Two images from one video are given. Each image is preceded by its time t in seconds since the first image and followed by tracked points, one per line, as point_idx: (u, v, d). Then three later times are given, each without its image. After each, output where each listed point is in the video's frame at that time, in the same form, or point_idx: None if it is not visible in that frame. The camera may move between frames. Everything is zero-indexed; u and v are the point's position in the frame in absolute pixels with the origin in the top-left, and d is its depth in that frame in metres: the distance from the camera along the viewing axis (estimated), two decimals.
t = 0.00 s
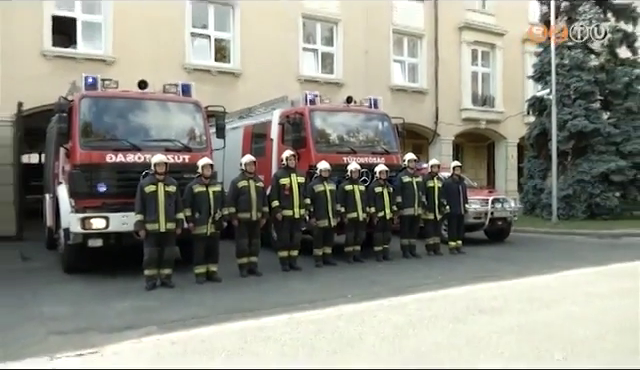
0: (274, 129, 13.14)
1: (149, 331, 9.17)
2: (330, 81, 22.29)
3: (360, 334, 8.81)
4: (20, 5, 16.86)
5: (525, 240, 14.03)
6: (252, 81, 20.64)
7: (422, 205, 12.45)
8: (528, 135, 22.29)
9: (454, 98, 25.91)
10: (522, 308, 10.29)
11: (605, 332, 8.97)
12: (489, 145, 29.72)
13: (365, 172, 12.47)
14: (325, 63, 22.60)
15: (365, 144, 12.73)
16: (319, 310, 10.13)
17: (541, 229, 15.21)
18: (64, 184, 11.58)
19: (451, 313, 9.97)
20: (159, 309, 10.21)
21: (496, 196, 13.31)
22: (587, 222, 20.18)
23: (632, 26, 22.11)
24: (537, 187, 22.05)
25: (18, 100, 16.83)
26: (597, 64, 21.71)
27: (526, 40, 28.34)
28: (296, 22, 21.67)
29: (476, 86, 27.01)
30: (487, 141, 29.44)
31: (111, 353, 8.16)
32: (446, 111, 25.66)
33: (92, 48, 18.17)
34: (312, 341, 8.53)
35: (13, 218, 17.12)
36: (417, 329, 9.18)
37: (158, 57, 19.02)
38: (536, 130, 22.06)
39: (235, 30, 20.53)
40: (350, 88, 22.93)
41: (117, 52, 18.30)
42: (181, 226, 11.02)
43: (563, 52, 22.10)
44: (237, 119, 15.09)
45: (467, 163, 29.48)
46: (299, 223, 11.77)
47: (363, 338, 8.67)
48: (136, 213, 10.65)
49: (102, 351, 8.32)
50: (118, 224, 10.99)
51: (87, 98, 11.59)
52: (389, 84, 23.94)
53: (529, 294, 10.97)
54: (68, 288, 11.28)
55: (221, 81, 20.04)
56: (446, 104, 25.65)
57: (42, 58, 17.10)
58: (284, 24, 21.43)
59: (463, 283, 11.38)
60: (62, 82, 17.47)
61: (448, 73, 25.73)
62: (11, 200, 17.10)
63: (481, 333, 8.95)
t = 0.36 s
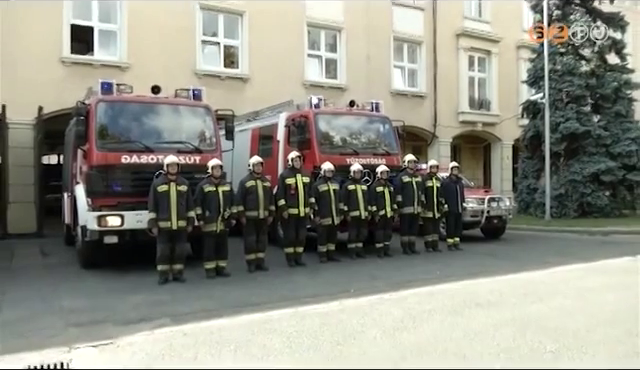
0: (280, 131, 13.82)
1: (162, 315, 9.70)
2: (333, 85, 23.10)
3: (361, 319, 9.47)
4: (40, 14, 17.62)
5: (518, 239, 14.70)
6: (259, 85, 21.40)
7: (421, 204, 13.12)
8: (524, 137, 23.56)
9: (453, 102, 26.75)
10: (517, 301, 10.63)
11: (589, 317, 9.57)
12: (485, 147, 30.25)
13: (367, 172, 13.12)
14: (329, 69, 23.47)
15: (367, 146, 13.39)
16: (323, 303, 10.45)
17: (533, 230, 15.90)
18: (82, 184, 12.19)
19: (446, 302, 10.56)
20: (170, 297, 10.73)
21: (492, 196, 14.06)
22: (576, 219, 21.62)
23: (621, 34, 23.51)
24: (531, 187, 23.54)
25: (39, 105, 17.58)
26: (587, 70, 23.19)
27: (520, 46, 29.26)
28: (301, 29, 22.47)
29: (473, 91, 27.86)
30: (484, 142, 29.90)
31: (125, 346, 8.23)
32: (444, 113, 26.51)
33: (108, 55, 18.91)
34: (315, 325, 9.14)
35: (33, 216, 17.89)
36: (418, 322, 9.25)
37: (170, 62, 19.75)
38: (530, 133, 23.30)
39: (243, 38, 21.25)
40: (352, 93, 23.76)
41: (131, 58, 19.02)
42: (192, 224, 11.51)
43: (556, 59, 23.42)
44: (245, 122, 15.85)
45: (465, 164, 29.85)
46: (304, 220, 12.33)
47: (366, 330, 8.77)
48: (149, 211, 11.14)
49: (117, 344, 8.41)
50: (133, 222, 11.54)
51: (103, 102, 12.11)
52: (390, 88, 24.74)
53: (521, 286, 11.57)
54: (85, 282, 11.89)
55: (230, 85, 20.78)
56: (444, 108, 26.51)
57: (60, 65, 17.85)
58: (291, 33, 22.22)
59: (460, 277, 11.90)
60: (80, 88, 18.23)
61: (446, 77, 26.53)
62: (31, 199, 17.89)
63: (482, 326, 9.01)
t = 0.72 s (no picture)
0: (284, 133, 14.33)
1: (174, 308, 10.18)
2: (335, 89, 23.61)
3: (362, 312, 9.93)
4: (55, 21, 18.17)
5: (514, 238, 15.22)
6: (264, 88, 21.90)
7: (420, 203, 13.64)
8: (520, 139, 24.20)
9: (451, 104, 27.30)
10: (511, 295, 11.08)
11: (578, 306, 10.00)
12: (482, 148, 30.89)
13: (368, 172, 13.62)
14: (331, 73, 23.99)
15: (369, 147, 13.89)
16: (325, 298, 10.91)
17: (528, 230, 16.43)
18: (93, 183, 12.70)
19: (444, 295, 11.01)
20: (180, 291, 11.22)
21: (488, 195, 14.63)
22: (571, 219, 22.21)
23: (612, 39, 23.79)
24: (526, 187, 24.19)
25: (53, 108, 18.12)
26: (580, 74, 23.73)
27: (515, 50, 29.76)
28: (303, 34, 22.97)
29: (471, 94, 28.41)
30: (481, 144, 30.62)
31: (133, 340, 8.16)
32: (443, 115, 27.02)
33: (119, 60, 19.41)
34: (318, 317, 9.59)
35: (47, 214, 18.42)
36: (417, 316, 9.45)
37: (178, 66, 20.26)
38: (525, 135, 23.87)
39: (248, 44, 21.75)
40: (354, 96, 24.28)
41: (140, 62, 19.53)
42: (199, 223, 11.95)
43: (550, 63, 24.01)
44: (250, 124, 16.39)
45: (463, 164, 30.46)
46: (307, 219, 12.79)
47: (365, 327, 8.74)
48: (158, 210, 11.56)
49: (127, 337, 8.45)
50: (142, 220, 12.00)
51: (114, 106, 12.54)
52: (390, 91, 25.24)
53: (516, 280, 12.03)
54: (99, 278, 12.37)
55: (236, 88, 21.28)
56: (443, 110, 27.03)
57: (73, 69, 18.39)
58: (294, 38, 22.74)
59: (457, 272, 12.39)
60: (91, 91, 18.76)
61: (444, 81, 27.10)
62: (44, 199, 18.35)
63: (476, 322, 8.75)
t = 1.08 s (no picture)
0: (287, 133, 14.59)
1: (179, 306, 10.41)
2: (336, 90, 23.85)
3: (363, 309, 10.16)
4: (60, 23, 18.42)
5: (512, 236, 15.47)
6: (266, 89, 22.15)
7: (420, 203, 13.90)
8: (517, 139, 24.48)
9: (451, 105, 27.54)
10: (509, 292, 11.28)
11: (574, 302, 10.22)
12: (481, 148, 31.16)
13: (369, 172, 13.87)
14: (332, 75, 24.22)
15: (369, 147, 14.14)
16: (327, 296, 11.13)
17: (526, 229, 16.69)
18: (99, 183, 12.92)
19: (444, 293, 11.23)
20: (185, 289, 11.45)
21: (487, 195, 14.92)
22: (570, 218, 22.43)
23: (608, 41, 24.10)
24: (524, 187, 24.43)
25: (60, 109, 18.37)
26: (577, 76, 24.04)
27: (514, 52, 30.15)
28: (305, 37, 23.21)
29: (470, 95, 28.67)
30: (480, 144, 30.90)
31: (138, 337, 8.34)
32: (443, 116, 27.28)
33: (124, 62, 19.64)
34: (321, 314, 9.82)
35: (53, 213, 18.66)
36: (417, 313, 9.69)
37: (183, 67, 20.49)
38: (523, 135, 24.11)
39: (251, 46, 22.01)
40: (355, 97, 24.50)
41: (144, 64, 19.76)
42: (203, 222, 12.15)
43: (547, 65, 24.22)
44: (253, 124, 16.67)
45: (462, 165, 30.73)
46: (309, 218, 13.00)
47: (366, 324, 8.97)
48: (163, 210, 11.75)
49: (132, 334, 8.66)
50: (147, 220, 12.18)
51: (119, 107, 12.75)
52: (390, 92, 25.48)
53: (514, 277, 12.25)
54: (104, 276, 12.60)
55: (239, 89, 21.52)
56: (442, 111, 27.28)
57: (79, 71, 18.64)
58: (296, 40, 23.00)
59: (457, 270, 12.61)
60: (97, 93, 19.01)
61: (443, 82, 27.35)
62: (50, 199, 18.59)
63: (474, 319, 8.98)
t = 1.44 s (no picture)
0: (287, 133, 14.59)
1: (179, 306, 10.41)
2: (336, 90, 23.85)
3: (363, 309, 10.16)
4: (60, 23, 18.43)
5: (512, 236, 15.47)
6: (266, 88, 22.15)
7: (420, 203, 13.91)
8: (517, 139, 24.50)
9: (451, 105, 27.55)
10: (509, 292, 11.27)
11: (575, 302, 10.20)
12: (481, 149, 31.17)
13: (369, 172, 13.88)
14: (333, 75, 24.23)
15: (369, 147, 14.15)
16: (328, 296, 11.11)
17: (526, 230, 16.69)
18: (99, 183, 12.92)
19: (444, 292, 11.23)
20: (185, 289, 11.44)
21: (487, 195, 14.94)
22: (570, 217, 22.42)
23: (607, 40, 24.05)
24: (525, 187, 24.44)
25: (60, 109, 18.38)
26: (577, 75, 24.02)
27: (514, 52, 30.13)
28: (305, 37, 23.21)
29: (469, 95, 28.68)
30: (480, 144, 30.91)
31: (138, 337, 8.34)
32: (443, 116, 27.29)
33: (124, 62, 19.65)
34: (321, 314, 9.83)
35: (53, 213, 18.65)
36: (417, 314, 9.67)
37: (183, 67, 20.50)
38: (523, 135, 24.11)
39: (251, 46, 22.01)
40: (355, 97, 24.51)
41: (144, 64, 19.76)
42: (203, 222, 12.14)
43: (548, 65, 24.21)
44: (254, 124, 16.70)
45: (463, 165, 30.74)
46: (309, 218, 12.99)
47: (366, 324, 8.96)
48: (163, 210, 11.73)
49: (132, 334, 8.64)
50: (147, 220, 12.17)
51: (120, 107, 12.75)
52: (390, 92, 25.49)
53: (515, 277, 12.24)
54: (105, 276, 12.60)
55: (239, 89, 21.53)
56: (443, 111, 27.28)
57: (79, 71, 18.65)
58: (296, 40, 23.00)
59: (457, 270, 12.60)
60: (97, 93, 19.02)
61: (443, 82, 27.35)
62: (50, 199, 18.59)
63: (475, 319, 8.96)
